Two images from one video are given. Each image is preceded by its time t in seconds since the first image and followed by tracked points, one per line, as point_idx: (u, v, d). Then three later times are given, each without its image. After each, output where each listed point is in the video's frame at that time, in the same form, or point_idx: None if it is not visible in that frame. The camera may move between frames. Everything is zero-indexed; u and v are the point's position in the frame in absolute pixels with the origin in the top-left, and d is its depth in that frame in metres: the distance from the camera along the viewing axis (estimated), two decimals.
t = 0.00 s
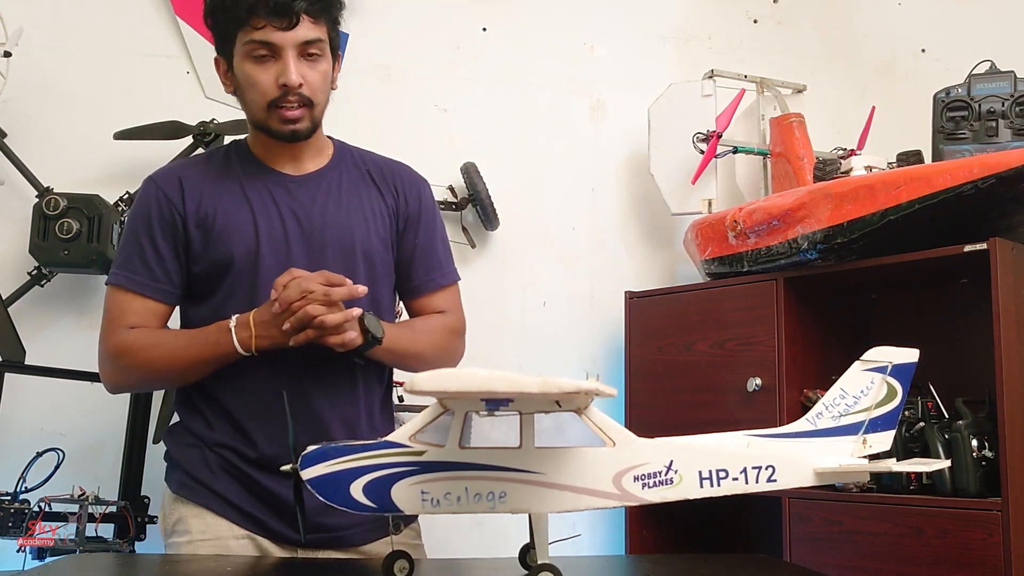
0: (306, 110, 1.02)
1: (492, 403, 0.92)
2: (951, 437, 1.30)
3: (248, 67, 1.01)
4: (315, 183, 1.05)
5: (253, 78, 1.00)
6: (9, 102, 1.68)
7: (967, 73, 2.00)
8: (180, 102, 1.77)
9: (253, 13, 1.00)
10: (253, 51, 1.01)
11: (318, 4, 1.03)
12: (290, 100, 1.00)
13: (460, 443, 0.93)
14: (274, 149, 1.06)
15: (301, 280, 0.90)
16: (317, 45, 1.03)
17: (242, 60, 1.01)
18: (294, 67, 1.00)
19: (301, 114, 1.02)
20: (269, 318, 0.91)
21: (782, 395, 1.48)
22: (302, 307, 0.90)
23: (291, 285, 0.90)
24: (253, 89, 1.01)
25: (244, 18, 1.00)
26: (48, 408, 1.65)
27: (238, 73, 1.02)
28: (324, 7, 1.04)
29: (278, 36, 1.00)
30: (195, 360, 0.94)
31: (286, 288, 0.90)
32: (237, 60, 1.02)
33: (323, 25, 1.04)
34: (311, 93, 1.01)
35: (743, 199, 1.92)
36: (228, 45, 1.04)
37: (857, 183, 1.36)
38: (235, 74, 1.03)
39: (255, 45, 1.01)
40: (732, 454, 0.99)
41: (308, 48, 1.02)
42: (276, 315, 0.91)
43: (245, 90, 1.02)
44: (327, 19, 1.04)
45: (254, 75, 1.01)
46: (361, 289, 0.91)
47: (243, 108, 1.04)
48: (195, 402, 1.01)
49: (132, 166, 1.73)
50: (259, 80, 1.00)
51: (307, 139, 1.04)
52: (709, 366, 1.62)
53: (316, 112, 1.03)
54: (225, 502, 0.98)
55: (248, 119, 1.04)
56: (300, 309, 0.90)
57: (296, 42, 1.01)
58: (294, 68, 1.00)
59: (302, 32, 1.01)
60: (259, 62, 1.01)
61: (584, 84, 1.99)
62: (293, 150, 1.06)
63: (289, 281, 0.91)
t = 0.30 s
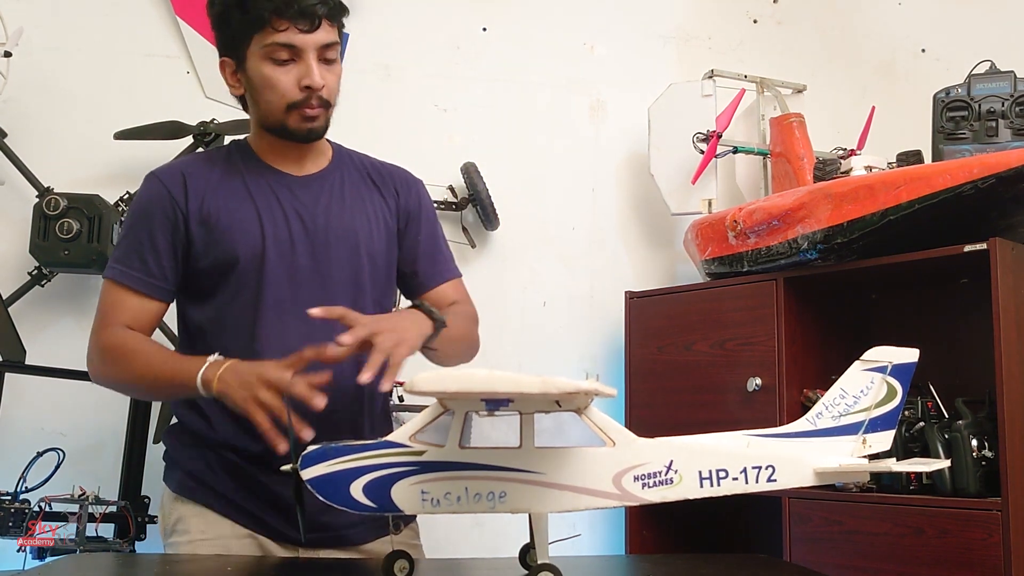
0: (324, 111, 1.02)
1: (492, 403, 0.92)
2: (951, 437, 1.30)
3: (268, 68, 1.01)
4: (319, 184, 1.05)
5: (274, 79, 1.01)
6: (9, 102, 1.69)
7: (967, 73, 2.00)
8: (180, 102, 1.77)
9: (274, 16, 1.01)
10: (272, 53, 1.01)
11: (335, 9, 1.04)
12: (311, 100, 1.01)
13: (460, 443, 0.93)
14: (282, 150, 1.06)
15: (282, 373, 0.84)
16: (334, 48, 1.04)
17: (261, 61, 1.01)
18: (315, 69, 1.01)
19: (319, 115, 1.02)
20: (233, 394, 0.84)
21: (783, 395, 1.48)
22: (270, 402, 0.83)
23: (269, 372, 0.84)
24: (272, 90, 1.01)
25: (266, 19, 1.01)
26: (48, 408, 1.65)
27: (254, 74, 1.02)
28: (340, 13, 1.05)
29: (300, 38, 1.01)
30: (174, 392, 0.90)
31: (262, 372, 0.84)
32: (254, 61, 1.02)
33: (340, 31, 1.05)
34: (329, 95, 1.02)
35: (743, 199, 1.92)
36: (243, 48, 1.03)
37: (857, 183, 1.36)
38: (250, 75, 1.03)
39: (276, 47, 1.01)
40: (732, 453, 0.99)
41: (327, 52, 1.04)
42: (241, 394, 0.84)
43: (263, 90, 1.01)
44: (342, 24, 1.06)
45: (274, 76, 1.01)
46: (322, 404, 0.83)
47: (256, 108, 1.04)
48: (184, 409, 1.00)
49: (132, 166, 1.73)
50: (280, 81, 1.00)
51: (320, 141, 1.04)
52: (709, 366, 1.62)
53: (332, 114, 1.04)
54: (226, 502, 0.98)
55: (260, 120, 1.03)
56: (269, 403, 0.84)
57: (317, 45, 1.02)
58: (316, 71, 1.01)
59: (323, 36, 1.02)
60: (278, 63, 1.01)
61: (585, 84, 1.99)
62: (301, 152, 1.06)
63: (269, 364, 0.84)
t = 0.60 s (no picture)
0: (327, 113, 1.03)
1: (492, 403, 0.92)
2: (951, 437, 1.30)
3: (273, 69, 1.01)
4: (317, 180, 1.06)
5: (279, 79, 1.01)
6: (9, 102, 1.69)
7: (967, 73, 2.00)
8: (180, 102, 1.77)
9: (281, 15, 1.00)
10: (278, 54, 1.01)
11: (341, 11, 1.04)
12: (316, 103, 1.01)
13: (460, 443, 0.93)
14: (283, 150, 1.05)
15: (207, 519, 0.88)
16: (339, 51, 1.04)
17: (266, 61, 1.01)
18: (321, 71, 1.01)
19: (323, 117, 1.02)
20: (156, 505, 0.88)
21: (783, 395, 1.48)
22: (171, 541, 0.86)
23: (191, 511, 0.87)
24: (276, 90, 1.01)
25: (272, 18, 1.00)
26: (48, 408, 1.65)
27: (259, 73, 1.02)
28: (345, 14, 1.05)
29: (307, 39, 1.01)
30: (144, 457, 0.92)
31: (186, 507, 0.87)
32: (259, 60, 1.02)
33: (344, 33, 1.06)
34: (333, 98, 1.03)
35: (743, 199, 1.92)
36: (246, 47, 1.03)
37: (857, 183, 1.36)
38: (254, 74, 1.02)
39: (282, 47, 1.01)
40: (732, 453, 0.99)
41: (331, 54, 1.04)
42: (161, 513, 0.88)
43: (267, 90, 1.01)
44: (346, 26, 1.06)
45: (280, 76, 1.01)
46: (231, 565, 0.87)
47: (259, 108, 1.03)
48: (172, 428, 1.01)
49: (132, 166, 1.73)
50: (286, 82, 1.01)
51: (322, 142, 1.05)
52: (709, 366, 1.62)
53: (335, 116, 1.04)
54: (230, 501, 0.99)
55: (262, 119, 1.03)
56: (167, 541, 0.86)
57: (323, 47, 1.02)
58: (323, 72, 1.01)
59: (329, 37, 1.02)
60: (284, 64, 1.01)
61: (585, 84, 1.99)
62: (301, 152, 1.06)
63: (200, 497, 0.89)
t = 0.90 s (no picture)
0: (330, 114, 1.03)
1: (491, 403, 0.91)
2: (951, 437, 1.30)
3: (277, 68, 1.01)
4: (315, 179, 1.06)
5: (283, 79, 1.01)
6: (9, 102, 1.69)
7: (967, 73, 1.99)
8: (180, 102, 1.77)
9: (287, 15, 1.00)
10: (282, 53, 1.01)
11: (347, 12, 1.04)
12: (319, 103, 1.01)
13: (459, 443, 0.93)
14: (284, 148, 1.06)
15: (211, 522, 0.88)
16: (343, 51, 1.04)
17: (270, 60, 1.01)
18: (326, 72, 1.01)
19: (325, 118, 1.03)
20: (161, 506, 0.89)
21: (783, 395, 1.48)
22: (175, 543, 0.86)
23: (195, 515, 0.87)
24: (280, 90, 1.01)
25: (277, 18, 1.00)
26: (48, 408, 1.65)
27: (263, 72, 1.02)
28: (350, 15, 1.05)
29: (312, 39, 1.01)
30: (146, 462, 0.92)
31: (190, 511, 0.87)
32: (263, 58, 1.01)
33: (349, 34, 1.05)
34: (336, 98, 1.03)
35: (743, 199, 1.91)
36: (250, 45, 1.03)
37: (857, 183, 1.36)
38: (258, 72, 1.02)
39: (287, 47, 1.01)
40: (732, 454, 0.99)
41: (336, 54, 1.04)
42: (166, 514, 0.88)
43: (270, 89, 1.01)
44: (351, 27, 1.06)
45: (284, 76, 1.01)
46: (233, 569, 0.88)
47: (260, 106, 1.03)
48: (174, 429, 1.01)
49: (132, 166, 1.73)
50: (289, 82, 1.00)
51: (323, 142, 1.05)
52: (709, 366, 1.62)
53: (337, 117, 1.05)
54: (230, 502, 0.99)
55: (264, 117, 1.03)
56: (171, 543, 0.86)
57: (328, 47, 1.02)
58: (327, 73, 1.01)
59: (334, 38, 1.02)
60: (288, 64, 1.01)
61: (584, 84, 1.99)
62: (302, 151, 1.06)
63: (205, 504, 0.89)
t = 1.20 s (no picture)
0: (334, 115, 1.03)
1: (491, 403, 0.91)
2: (951, 437, 1.30)
3: (282, 68, 1.01)
4: (316, 178, 1.06)
5: (288, 79, 1.01)
6: (9, 102, 1.69)
7: (967, 73, 2.00)
8: (180, 102, 1.77)
9: (293, 15, 1.00)
10: (287, 53, 1.01)
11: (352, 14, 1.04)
12: (323, 104, 1.01)
13: (459, 443, 0.93)
14: (286, 148, 1.06)
15: (212, 522, 0.88)
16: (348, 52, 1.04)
17: (276, 59, 1.01)
18: (331, 72, 1.01)
19: (329, 118, 1.03)
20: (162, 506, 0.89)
21: (782, 395, 1.48)
22: (175, 543, 0.87)
23: (196, 516, 0.87)
24: (285, 90, 1.01)
25: (284, 17, 1.00)
26: (48, 408, 1.66)
27: (268, 72, 1.02)
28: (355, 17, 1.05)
29: (318, 40, 1.01)
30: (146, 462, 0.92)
31: (190, 512, 0.88)
32: (268, 58, 1.02)
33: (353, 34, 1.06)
34: (341, 99, 1.03)
35: (744, 199, 1.92)
36: (256, 43, 1.03)
37: (857, 183, 1.36)
38: (262, 72, 1.02)
39: (292, 47, 1.01)
40: (732, 454, 0.99)
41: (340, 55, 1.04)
42: (166, 514, 0.88)
43: (275, 89, 1.01)
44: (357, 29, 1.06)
45: (289, 75, 1.01)
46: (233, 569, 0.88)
47: (264, 106, 1.03)
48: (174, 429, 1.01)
49: (132, 166, 1.73)
50: (294, 82, 1.01)
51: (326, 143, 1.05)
52: (709, 366, 1.62)
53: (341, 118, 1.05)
54: (230, 502, 0.99)
55: (268, 117, 1.03)
56: (171, 543, 0.87)
57: (333, 48, 1.02)
58: (332, 74, 1.01)
59: (340, 39, 1.02)
60: (294, 64, 1.01)
61: (585, 84, 1.99)
62: (305, 152, 1.06)
63: (205, 504, 0.89)
